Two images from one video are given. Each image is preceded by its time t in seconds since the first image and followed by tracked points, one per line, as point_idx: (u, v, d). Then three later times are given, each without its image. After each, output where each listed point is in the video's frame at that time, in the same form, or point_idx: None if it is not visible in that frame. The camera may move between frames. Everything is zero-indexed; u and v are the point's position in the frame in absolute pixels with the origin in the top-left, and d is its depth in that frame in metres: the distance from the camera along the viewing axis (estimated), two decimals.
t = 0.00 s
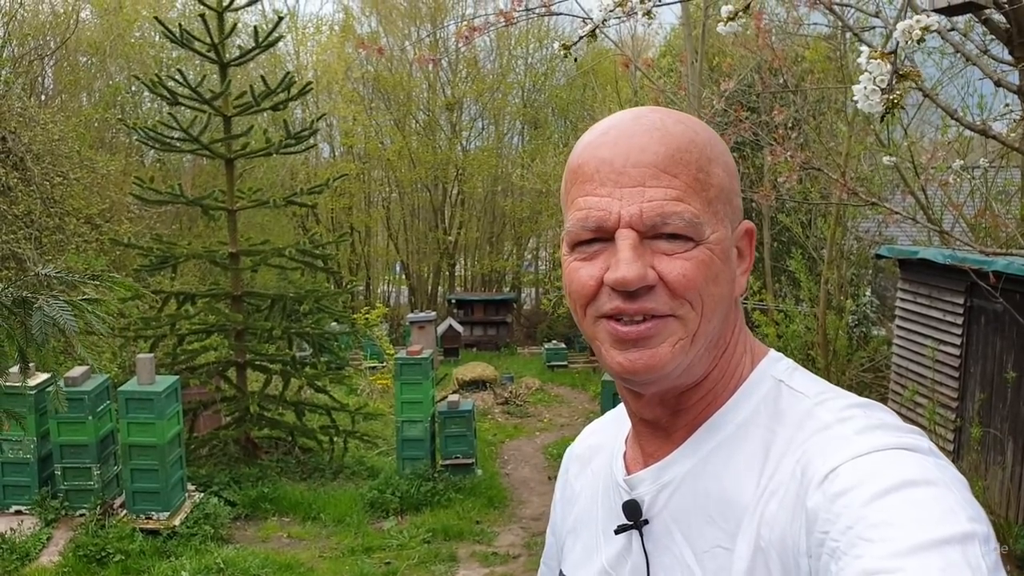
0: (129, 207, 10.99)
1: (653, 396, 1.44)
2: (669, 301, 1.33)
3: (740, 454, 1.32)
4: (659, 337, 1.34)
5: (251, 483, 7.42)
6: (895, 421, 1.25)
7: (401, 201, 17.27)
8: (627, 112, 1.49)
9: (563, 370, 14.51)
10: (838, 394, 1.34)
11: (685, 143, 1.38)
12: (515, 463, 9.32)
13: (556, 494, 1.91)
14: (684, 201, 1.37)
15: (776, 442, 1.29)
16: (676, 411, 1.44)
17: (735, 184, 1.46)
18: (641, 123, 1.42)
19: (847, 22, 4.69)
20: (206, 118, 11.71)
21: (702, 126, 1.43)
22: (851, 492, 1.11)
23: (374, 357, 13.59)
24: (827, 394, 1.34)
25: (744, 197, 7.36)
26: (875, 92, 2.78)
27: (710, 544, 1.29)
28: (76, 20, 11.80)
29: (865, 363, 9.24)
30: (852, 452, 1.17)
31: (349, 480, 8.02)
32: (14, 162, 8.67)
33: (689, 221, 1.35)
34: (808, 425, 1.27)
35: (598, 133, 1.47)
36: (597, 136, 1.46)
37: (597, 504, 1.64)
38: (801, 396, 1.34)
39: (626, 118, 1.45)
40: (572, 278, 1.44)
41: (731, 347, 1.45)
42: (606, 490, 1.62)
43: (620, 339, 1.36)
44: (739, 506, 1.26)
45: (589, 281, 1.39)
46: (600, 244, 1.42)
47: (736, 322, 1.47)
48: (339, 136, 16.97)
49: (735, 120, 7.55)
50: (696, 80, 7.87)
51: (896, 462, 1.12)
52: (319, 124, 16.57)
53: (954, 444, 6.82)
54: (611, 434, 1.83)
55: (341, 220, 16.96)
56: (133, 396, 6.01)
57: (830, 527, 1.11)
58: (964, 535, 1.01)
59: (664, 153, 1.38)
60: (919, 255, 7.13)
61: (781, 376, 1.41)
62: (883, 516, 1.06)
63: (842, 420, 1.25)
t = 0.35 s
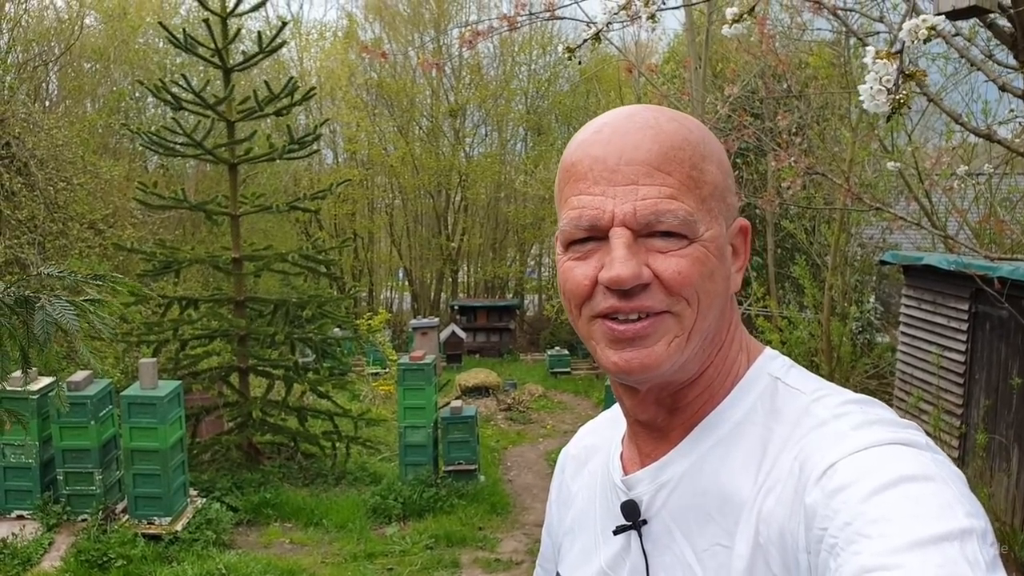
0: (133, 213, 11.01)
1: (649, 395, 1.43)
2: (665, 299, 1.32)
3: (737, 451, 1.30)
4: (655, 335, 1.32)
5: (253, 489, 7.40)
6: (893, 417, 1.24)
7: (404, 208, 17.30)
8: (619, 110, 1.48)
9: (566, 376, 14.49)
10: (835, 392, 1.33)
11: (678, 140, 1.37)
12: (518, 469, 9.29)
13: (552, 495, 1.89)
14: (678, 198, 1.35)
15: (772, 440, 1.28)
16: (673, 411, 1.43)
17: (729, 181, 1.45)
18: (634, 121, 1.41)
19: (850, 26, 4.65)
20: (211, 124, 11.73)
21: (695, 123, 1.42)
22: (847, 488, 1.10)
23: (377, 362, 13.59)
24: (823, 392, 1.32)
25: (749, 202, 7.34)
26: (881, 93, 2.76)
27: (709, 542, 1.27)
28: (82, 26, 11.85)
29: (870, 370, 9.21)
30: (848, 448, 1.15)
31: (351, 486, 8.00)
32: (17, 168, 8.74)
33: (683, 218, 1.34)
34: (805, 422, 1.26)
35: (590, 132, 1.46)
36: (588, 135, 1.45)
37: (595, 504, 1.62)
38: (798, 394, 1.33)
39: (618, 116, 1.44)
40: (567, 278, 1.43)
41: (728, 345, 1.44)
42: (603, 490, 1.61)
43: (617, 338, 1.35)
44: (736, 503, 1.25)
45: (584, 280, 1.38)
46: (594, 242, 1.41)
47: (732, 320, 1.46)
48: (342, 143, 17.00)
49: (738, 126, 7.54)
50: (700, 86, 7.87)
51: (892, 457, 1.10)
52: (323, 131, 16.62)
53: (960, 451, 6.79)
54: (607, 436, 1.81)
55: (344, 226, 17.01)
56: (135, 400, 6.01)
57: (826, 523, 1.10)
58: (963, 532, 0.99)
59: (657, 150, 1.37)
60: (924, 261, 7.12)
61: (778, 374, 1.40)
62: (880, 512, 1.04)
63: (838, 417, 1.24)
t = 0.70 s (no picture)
0: (137, 219, 11.02)
1: (655, 407, 1.42)
2: (670, 311, 1.31)
3: (745, 463, 1.29)
4: (662, 348, 1.31)
5: (257, 495, 7.39)
6: (903, 426, 1.22)
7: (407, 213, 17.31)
8: (619, 121, 1.47)
9: (569, 382, 14.47)
10: (844, 401, 1.32)
11: (678, 150, 1.37)
12: (521, 476, 9.27)
13: (557, 507, 1.87)
14: (681, 208, 1.35)
15: (781, 451, 1.26)
16: (680, 422, 1.42)
17: (731, 189, 1.44)
18: (633, 132, 1.41)
19: (856, 34, 4.61)
20: (214, 130, 11.75)
21: (694, 133, 1.42)
22: (859, 499, 1.09)
23: (379, 369, 13.58)
24: (832, 401, 1.31)
25: (753, 209, 7.33)
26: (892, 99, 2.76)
27: (719, 554, 1.26)
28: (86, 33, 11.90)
29: (874, 376, 9.18)
30: (858, 459, 1.14)
31: (355, 492, 7.99)
32: (22, 174, 8.77)
33: (686, 228, 1.33)
34: (814, 433, 1.25)
35: (589, 144, 1.45)
36: (588, 148, 1.45)
37: (601, 516, 1.61)
38: (806, 404, 1.32)
39: (618, 127, 1.44)
40: (571, 291, 1.42)
41: (734, 355, 1.43)
42: (609, 501, 1.59)
43: (622, 351, 1.34)
44: (746, 516, 1.24)
45: (588, 294, 1.37)
46: (597, 255, 1.39)
47: (738, 330, 1.45)
48: (345, 149, 17.03)
49: (742, 131, 7.53)
50: (704, 92, 7.88)
51: (903, 468, 1.09)
52: (326, 137, 16.65)
53: (965, 458, 6.75)
54: (611, 446, 1.80)
55: (349, 233, 17.22)
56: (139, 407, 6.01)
57: (839, 535, 1.09)
58: (978, 543, 0.98)
59: (658, 161, 1.36)
60: (928, 267, 7.11)
61: (786, 383, 1.39)
62: (894, 524, 1.03)
63: (848, 428, 1.22)
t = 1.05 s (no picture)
0: (140, 223, 11.03)
1: (650, 413, 1.43)
2: (663, 318, 1.32)
3: (737, 466, 1.30)
4: (656, 355, 1.32)
5: (260, 499, 7.38)
6: (894, 429, 1.23)
7: (409, 218, 17.34)
8: (609, 129, 1.48)
9: (572, 387, 14.46)
10: (836, 405, 1.32)
11: (668, 157, 1.37)
12: (524, 480, 9.27)
13: (548, 509, 1.88)
14: (673, 215, 1.35)
15: (772, 454, 1.27)
16: (674, 426, 1.42)
17: (722, 195, 1.45)
18: (624, 140, 1.41)
19: (860, 37, 4.60)
20: (219, 135, 11.78)
21: (685, 139, 1.42)
22: (851, 502, 1.09)
23: (382, 373, 13.58)
24: (825, 405, 1.32)
25: (756, 213, 7.33)
26: (896, 105, 2.77)
27: (711, 556, 1.26)
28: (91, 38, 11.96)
29: (878, 382, 9.18)
30: (850, 462, 1.14)
31: (358, 497, 7.99)
32: (26, 178, 8.81)
33: (677, 235, 1.34)
34: (807, 436, 1.25)
35: (580, 153, 1.46)
36: (578, 157, 1.45)
37: (592, 517, 1.61)
38: (798, 407, 1.32)
39: (609, 135, 1.45)
40: (565, 299, 1.43)
41: (727, 359, 1.44)
42: (600, 503, 1.60)
43: (618, 359, 1.35)
44: (737, 519, 1.24)
45: (582, 302, 1.38)
46: (590, 263, 1.40)
47: (731, 334, 1.45)
48: (348, 154, 17.07)
49: (745, 136, 7.54)
50: (707, 97, 7.89)
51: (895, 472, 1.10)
52: (329, 142, 16.69)
53: (969, 463, 6.73)
54: (604, 449, 1.81)
55: (351, 236, 17.12)
56: (143, 411, 6.03)
57: (831, 537, 1.10)
58: (970, 545, 0.98)
59: (649, 169, 1.37)
60: (931, 272, 7.11)
61: (778, 387, 1.39)
62: (884, 526, 1.04)
63: (840, 430, 1.23)
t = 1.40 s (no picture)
0: (144, 226, 11.05)
1: (651, 409, 1.43)
2: (664, 315, 1.33)
3: (737, 463, 1.31)
4: (656, 352, 1.33)
5: (263, 501, 7.40)
6: (894, 426, 1.23)
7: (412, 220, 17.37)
8: (612, 127, 1.48)
9: (574, 389, 14.45)
10: (836, 402, 1.33)
11: (671, 156, 1.38)
12: (527, 482, 9.27)
13: (548, 507, 1.89)
14: (674, 213, 1.36)
15: (773, 451, 1.28)
16: (675, 422, 1.43)
17: (724, 194, 1.46)
18: (627, 137, 1.42)
19: (860, 39, 4.62)
20: (222, 137, 11.80)
21: (687, 138, 1.43)
22: (851, 500, 1.10)
23: (385, 375, 13.59)
24: (826, 402, 1.33)
25: (758, 215, 7.34)
26: (896, 105, 2.77)
27: (710, 553, 1.27)
28: (94, 41, 12.01)
29: (881, 384, 9.17)
30: (850, 459, 1.15)
31: (360, 498, 8.00)
32: (30, 181, 8.83)
33: (679, 233, 1.35)
34: (806, 432, 1.26)
35: (583, 149, 1.47)
36: (581, 153, 1.46)
37: (592, 515, 1.62)
38: (798, 404, 1.33)
39: (611, 132, 1.46)
40: (566, 295, 1.44)
41: (728, 356, 1.44)
42: (600, 500, 1.60)
43: (618, 355, 1.36)
44: (737, 515, 1.25)
45: (583, 298, 1.39)
46: (592, 259, 1.41)
47: (732, 332, 1.46)
48: (351, 156, 17.09)
49: (747, 138, 7.55)
50: (710, 100, 7.91)
51: (896, 469, 1.10)
52: (332, 145, 16.74)
53: (972, 465, 6.73)
54: (604, 447, 1.81)
55: (353, 237, 17.05)
56: (146, 412, 6.05)
57: (831, 535, 1.10)
58: (971, 542, 0.99)
59: (651, 166, 1.38)
60: (934, 274, 7.11)
61: (778, 384, 1.40)
62: (885, 524, 1.04)
63: (840, 427, 1.24)
